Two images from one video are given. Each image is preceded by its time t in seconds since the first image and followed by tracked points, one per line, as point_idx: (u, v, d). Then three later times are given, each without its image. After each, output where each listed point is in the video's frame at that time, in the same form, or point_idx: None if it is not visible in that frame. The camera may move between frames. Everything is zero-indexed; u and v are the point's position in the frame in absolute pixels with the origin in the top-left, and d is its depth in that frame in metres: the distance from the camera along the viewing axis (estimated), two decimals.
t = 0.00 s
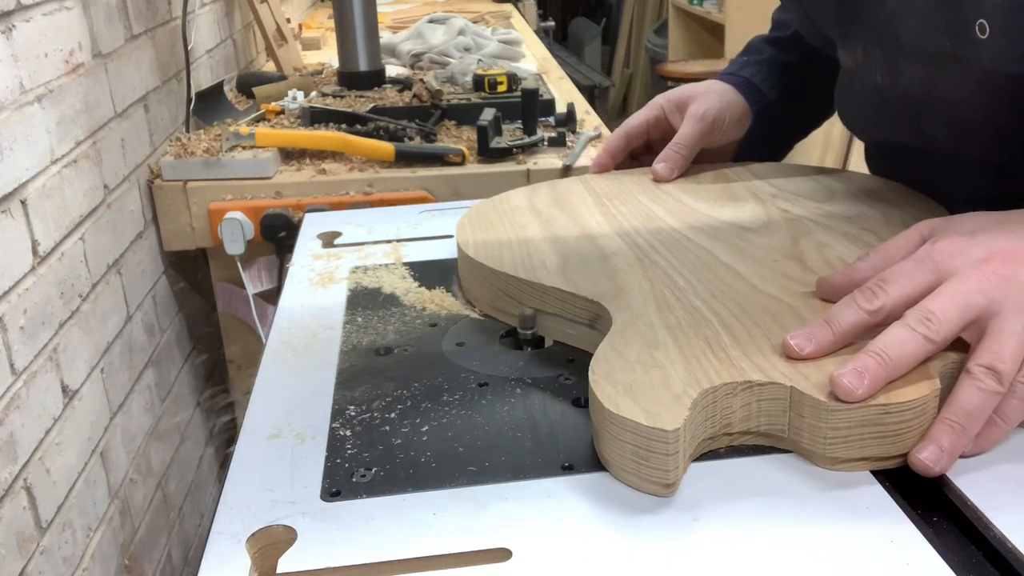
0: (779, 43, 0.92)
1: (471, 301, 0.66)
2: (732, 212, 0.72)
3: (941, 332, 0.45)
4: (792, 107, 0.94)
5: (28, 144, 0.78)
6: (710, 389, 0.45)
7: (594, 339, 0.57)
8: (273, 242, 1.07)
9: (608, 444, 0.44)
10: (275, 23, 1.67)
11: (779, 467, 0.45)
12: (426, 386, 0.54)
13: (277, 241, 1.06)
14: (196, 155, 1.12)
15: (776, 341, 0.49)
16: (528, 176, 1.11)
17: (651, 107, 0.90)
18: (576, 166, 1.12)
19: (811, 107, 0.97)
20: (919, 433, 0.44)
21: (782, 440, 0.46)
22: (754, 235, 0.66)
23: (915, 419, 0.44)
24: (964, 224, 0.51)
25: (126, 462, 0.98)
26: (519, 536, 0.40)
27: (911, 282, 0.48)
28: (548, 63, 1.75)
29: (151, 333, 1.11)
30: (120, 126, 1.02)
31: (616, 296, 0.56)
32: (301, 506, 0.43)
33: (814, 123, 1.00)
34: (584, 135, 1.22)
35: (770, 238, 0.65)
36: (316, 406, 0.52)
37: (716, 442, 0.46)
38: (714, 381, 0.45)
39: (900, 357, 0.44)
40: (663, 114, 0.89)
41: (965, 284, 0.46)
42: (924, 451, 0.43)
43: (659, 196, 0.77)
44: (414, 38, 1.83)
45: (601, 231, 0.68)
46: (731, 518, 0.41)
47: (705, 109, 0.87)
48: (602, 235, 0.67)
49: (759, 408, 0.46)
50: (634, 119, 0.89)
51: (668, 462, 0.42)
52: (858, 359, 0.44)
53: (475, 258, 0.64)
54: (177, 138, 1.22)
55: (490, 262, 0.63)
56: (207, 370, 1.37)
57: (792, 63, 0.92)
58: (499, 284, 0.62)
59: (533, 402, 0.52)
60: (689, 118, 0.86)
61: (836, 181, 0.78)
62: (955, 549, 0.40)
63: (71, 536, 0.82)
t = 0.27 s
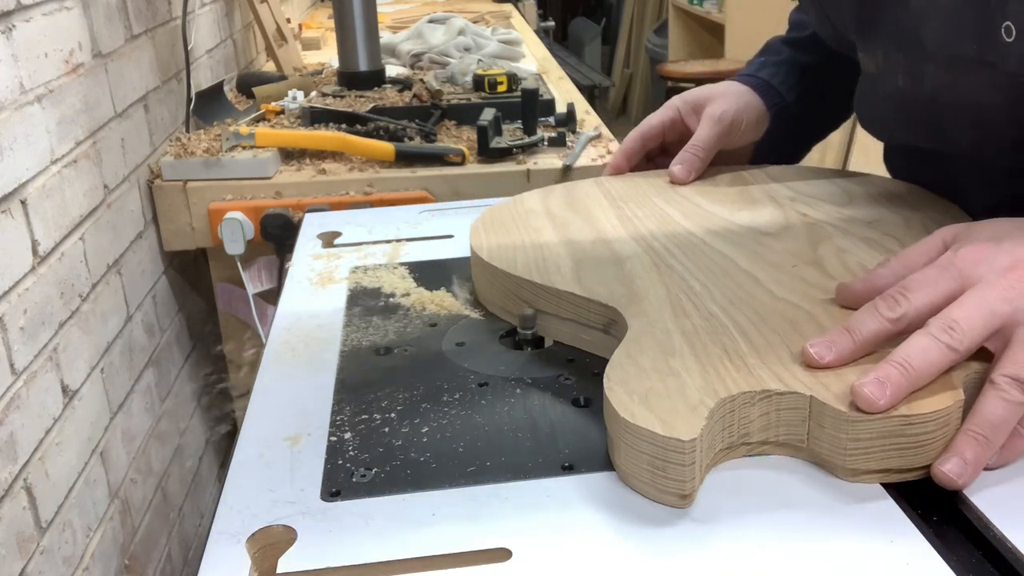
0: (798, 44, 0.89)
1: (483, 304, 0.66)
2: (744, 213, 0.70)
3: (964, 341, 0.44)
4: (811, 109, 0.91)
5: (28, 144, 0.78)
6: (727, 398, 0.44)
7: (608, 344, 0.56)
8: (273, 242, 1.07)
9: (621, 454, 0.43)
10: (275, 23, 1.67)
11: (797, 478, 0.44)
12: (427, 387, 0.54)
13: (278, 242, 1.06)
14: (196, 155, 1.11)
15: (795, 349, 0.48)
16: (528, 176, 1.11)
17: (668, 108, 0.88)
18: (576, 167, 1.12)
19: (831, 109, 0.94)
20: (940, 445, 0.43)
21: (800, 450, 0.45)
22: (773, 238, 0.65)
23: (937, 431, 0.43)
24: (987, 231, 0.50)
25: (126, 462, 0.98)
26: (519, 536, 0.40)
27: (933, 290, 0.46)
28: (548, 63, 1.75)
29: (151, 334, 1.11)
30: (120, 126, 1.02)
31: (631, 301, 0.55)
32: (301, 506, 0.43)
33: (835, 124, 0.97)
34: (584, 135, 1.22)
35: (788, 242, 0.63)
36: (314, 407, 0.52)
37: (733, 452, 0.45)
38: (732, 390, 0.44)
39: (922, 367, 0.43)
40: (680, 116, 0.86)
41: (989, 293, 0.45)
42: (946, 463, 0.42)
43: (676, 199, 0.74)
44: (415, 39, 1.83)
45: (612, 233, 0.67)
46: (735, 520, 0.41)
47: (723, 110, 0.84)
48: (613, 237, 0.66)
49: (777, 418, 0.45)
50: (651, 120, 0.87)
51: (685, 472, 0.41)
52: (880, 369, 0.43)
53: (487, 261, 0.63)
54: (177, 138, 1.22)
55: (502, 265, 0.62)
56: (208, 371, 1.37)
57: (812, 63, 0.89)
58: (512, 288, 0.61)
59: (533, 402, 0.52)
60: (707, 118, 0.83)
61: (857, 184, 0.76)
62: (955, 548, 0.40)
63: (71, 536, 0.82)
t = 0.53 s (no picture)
0: (814, 46, 0.87)
1: (493, 307, 0.65)
2: (754, 216, 0.70)
3: (983, 350, 0.43)
4: (826, 112, 0.89)
5: (28, 144, 0.78)
6: (739, 407, 0.43)
7: (621, 349, 0.56)
8: (272, 242, 1.07)
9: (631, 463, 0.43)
10: (275, 23, 1.67)
11: (810, 487, 0.43)
12: (427, 387, 0.54)
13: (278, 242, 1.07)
14: (195, 155, 1.12)
15: (811, 357, 0.47)
16: (528, 176, 1.11)
17: (681, 110, 0.86)
18: (576, 167, 1.12)
19: (847, 112, 0.91)
20: (957, 456, 0.42)
21: (815, 460, 0.45)
22: (787, 243, 0.64)
23: (955, 441, 0.42)
24: (1006, 237, 0.48)
25: (126, 462, 0.98)
26: (519, 536, 0.40)
27: (951, 297, 0.45)
28: (548, 63, 1.75)
29: (151, 333, 1.11)
30: (120, 127, 1.02)
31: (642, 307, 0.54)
32: (301, 506, 0.43)
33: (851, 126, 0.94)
34: (584, 135, 1.22)
35: (803, 248, 0.62)
36: (313, 407, 0.52)
37: (746, 460, 0.45)
38: (745, 400, 0.43)
39: (940, 377, 0.42)
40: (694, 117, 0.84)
41: (1009, 301, 0.44)
42: (964, 475, 0.41)
43: (689, 202, 0.73)
44: (415, 38, 1.83)
45: (622, 237, 0.66)
46: (742, 526, 0.41)
47: (738, 111, 0.82)
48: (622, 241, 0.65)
49: (791, 426, 0.44)
50: (664, 123, 0.85)
51: (697, 482, 0.40)
52: (897, 379, 0.42)
53: (498, 263, 0.62)
54: (177, 138, 1.22)
55: (513, 269, 0.61)
56: (208, 371, 1.37)
57: (828, 63, 0.87)
58: (523, 292, 0.61)
59: (533, 402, 0.52)
60: (721, 121, 0.81)
61: (872, 187, 0.75)
62: (956, 549, 0.40)
63: (71, 536, 0.82)
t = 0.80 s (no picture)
0: (821, 47, 0.87)
1: (501, 310, 0.65)
2: (764, 218, 0.69)
3: (1002, 358, 0.42)
4: (834, 116, 0.88)
5: (28, 144, 0.78)
6: (756, 415, 0.42)
7: (635, 354, 0.55)
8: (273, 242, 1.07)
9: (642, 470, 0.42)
10: (275, 23, 1.67)
11: (827, 496, 0.43)
12: (425, 385, 0.54)
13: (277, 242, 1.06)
14: (195, 155, 1.12)
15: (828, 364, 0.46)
16: (528, 176, 1.11)
17: (689, 111, 0.85)
18: (576, 167, 1.12)
19: (855, 114, 0.90)
20: (978, 465, 0.42)
21: (832, 468, 0.44)
22: (802, 247, 0.63)
23: (976, 450, 0.41)
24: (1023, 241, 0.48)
25: (126, 462, 0.98)
26: (518, 536, 0.40)
27: (970, 302, 0.45)
28: (548, 63, 1.75)
29: (151, 333, 1.11)
30: (120, 127, 1.02)
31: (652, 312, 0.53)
32: (301, 506, 0.43)
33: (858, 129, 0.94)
34: (584, 135, 1.22)
35: (818, 251, 0.61)
36: (311, 406, 0.52)
37: (762, 469, 0.44)
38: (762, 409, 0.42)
39: (960, 385, 0.41)
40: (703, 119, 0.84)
41: None
42: (985, 485, 0.40)
43: (700, 205, 0.72)
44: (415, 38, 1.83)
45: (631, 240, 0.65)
46: (760, 533, 0.40)
47: (748, 112, 0.82)
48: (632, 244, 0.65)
49: (807, 434, 0.44)
50: (672, 124, 0.85)
51: (713, 493, 0.39)
52: (916, 387, 0.41)
53: (507, 266, 0.62)
54: (177, 137, 1.22)
55: (523, 272, 0.61)
56: (208, 371, 1.37)
57: (835, 66, 0.86)
58: (534, 295, 0.60)
59: (533, 402, 0.52)
60: (730, 122, 0.80)
61: (882, 188, 0.74)
62: (956, 549, 0.40)
63: (71, 536, 0.82)
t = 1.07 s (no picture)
0: (831, 47, 0.85)
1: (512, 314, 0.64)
2: (774, 220, 0.68)
3: None
4: (849, 120, 0.86)
5: (28, 144, 0.78)
6: (778, 427, 0.41)
7: (651, 362, 0.54)
8: (273, 242, 1.07)
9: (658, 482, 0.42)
10: (275, 23, 1.67)
11: (848, 510, 0.41)
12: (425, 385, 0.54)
13: (278, 243, 1.07)
14: (195, 155, 1.12)
15: (849, 371, 0.45)
16: (528, 176, 1.11)
17: (701, 113, 0.84)
18: (576, 167, 1.12)
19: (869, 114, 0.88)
20: (1006, 479, 0.40)
21: (855, 482, 0.42)
22: (813, 249, 0.62)
23: (1005, 464, 0.39)
24: None
25: (125, 462, 0.98)
26: (518, 535, 0.40)
27: (995, 311, 0.43)
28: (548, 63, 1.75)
29: (151, 333, 1.11)
30: (120, 127, 1.02)
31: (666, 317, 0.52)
32: (301, 506, 0.43)
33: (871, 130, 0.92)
34: (584, 135, 1.22)
35: (834, 254, 0.60)
36: (311, 405, 0.52)
37: (783, 482, 0.43)
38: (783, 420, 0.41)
39: (988, 398, 0.40)
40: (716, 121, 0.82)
41: None
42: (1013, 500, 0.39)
43: (713, 208, 0.71)
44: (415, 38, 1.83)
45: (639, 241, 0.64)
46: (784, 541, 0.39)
47: (761, 113, 0.80)
48: (641, 245, 0.64)
49: (830, 447, 0.42)
50: (684, 125, 0.84)
51: (734, 507, 0.38)
52: (942, 399, 0.40)
53: (518, 271, 0.61)
54: (177, 137, 1.22)
55: (535, 276, 0.60)
56: (208, 371, 1.37)
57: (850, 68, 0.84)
58: (546, 301, 0.59)
59: (533, 402, 0.52)
60: (744, 124, 0.79)
61: (894, 190, 0.73)
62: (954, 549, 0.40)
63: (71, 536, 0.82)
